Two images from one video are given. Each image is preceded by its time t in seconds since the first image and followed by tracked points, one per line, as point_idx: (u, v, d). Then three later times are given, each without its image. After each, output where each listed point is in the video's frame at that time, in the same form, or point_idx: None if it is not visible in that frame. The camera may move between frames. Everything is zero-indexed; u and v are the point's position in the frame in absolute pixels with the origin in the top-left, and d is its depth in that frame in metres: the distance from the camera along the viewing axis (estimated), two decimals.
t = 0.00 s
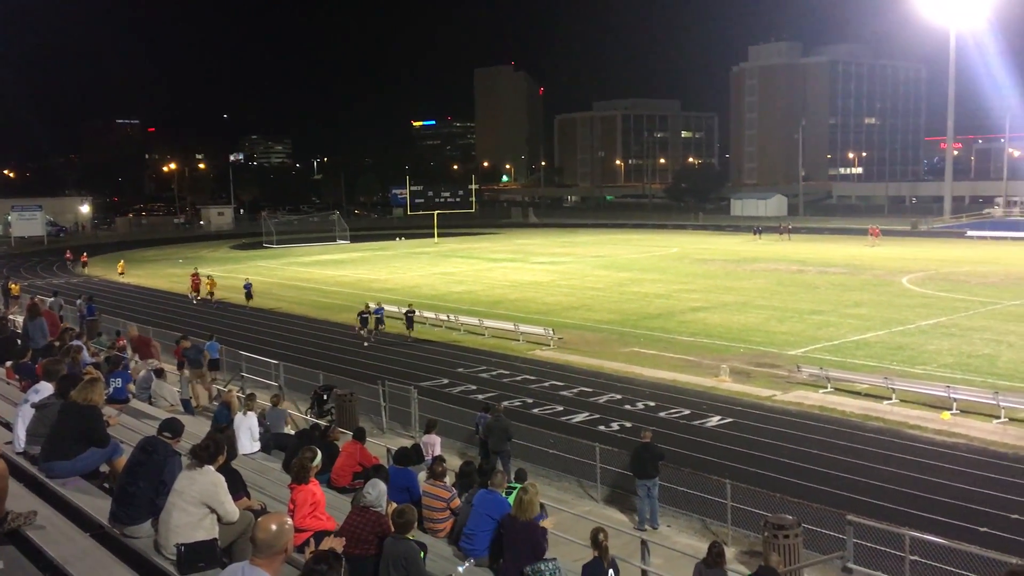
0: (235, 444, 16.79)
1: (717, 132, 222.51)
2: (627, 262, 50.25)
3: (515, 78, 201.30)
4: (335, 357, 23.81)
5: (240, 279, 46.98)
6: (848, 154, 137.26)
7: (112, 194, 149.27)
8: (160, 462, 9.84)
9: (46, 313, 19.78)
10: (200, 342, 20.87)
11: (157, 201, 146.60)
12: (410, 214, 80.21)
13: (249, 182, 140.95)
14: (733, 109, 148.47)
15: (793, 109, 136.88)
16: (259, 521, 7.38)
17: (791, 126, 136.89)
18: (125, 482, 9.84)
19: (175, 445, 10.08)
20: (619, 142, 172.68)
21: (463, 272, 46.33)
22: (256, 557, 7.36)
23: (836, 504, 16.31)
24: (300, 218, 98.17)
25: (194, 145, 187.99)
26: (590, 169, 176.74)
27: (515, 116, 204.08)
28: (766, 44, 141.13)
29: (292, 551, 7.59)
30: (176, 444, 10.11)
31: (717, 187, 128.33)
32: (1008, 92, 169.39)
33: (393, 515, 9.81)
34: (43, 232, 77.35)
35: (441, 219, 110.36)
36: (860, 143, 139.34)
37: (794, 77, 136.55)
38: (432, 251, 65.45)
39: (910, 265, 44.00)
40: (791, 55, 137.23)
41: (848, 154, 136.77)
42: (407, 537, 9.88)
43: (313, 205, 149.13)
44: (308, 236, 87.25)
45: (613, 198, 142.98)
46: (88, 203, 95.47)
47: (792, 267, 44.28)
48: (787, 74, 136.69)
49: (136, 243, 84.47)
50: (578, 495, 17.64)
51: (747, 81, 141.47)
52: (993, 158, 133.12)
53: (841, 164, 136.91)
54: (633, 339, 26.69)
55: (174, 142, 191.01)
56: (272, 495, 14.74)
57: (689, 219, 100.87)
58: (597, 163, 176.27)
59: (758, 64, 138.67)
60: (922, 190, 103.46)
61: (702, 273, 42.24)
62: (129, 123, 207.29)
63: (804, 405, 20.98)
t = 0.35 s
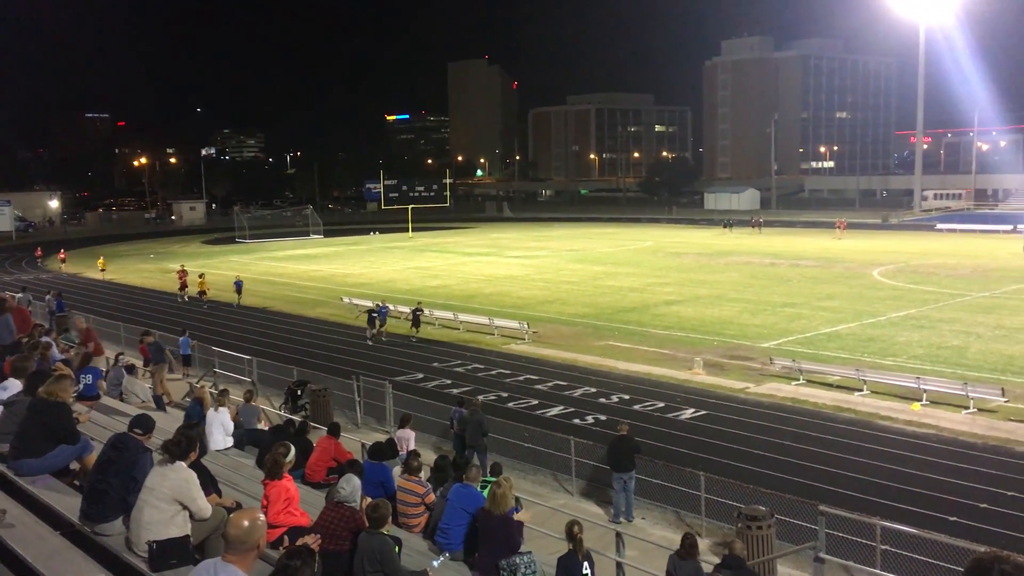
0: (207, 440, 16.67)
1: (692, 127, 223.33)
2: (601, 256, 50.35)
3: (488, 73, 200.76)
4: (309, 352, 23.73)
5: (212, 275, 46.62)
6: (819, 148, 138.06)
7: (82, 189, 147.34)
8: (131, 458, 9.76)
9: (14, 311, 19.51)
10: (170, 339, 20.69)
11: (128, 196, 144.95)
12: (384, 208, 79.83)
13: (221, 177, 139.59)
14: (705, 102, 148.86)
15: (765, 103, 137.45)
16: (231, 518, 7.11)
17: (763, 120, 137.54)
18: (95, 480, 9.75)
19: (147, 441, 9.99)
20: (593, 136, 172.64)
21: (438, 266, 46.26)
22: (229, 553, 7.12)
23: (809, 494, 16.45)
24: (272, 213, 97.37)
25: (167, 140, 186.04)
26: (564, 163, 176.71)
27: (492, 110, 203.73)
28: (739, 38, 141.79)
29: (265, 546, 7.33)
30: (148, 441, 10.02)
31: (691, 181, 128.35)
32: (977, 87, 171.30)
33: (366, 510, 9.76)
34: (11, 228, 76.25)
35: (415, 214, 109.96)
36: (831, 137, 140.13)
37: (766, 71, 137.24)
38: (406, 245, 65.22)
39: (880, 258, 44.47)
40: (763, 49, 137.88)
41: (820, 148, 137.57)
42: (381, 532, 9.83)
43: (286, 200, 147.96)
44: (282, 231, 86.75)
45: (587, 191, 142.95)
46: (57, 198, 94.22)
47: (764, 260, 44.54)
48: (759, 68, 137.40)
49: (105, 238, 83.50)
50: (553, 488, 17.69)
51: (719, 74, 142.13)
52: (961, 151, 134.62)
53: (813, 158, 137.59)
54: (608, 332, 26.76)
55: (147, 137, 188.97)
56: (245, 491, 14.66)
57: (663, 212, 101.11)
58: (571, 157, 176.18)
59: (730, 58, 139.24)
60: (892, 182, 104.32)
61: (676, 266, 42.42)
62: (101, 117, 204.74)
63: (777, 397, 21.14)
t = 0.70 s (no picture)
0: (170, 439, 16.44)
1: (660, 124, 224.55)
2: (568, 252, 50.50)
3: (457, 70, 200.17)
4: (275, 350, 23.60)
5: (175, 273, 46.09)
6: (783, 145, 138.84)
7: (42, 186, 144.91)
8: (93, 458, 9.64)
9: None
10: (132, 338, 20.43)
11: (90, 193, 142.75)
12: (351, 205, 79.45)
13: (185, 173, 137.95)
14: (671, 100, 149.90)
15: (730, 101, 138.66)
16: (194, 517, 6.90)
17: (728, 118, 138.76)
18: (56, 480, 9.63)
19: (109, 441, 9.84)
20: (560, 132, 172.35)
21: (405, 263, 46.10)
22: (192, 554, 6.90)
23: (773, 488, 16.66)
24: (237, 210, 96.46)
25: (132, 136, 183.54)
26: (531, 160, 176.87)
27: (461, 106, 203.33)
28: (704, 36, 142.98)
29: (230, 545, 7.13)
30: (110, 440, 9.87)
31: (658, 178, 128.96)
32: (938, 85, 174.03)
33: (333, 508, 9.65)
34: None
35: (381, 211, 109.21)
36: (795, 134, 141.58)
37: (730, 68, 138.56)
38: (373, 242, 64.98)
39: (843, 253, 44.97)
40: (728, 47, 139.18)
41: (784, 145, 138.34)
42: (348, 529, 9.74)
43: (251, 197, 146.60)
44: (247, 227, 86.04)
45: (554, 188, 143.16)
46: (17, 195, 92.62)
47: (729, 256, 44.89)
48: (723, 66, 138.79)
49: (65, 236, 82.27)
50: (521, 484, 17.73)
51: (685, 72, 143.19)
52: (922, 148, 136.28)
53: (777, 155, 138.70)
54: (575, 328, 26.86)
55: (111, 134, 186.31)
56: (209, 490, 14.50)
57: (630, 209, 101.36)
58: (538, 154, 175.83)
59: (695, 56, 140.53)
60: (854, 179, 105.15)
61: (643, 262, 42.61)
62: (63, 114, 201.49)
63: (744, 392, 21.32)
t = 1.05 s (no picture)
0: (125, 442, 16.18)
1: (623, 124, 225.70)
2: (528, 250, 50.60)
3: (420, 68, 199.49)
4: (233, 350, 23.35)
5: (130, 272, 45.39)
6: (741, 143, 139.83)
7: None
8: (43, 462, 9.39)
9: None
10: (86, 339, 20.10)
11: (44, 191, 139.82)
12: (310, 203, 78.74)
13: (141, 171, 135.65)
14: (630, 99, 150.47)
15: (688, 100, 139.44)
16: (146, 520, 6.69)
17: (686, 117, 139.49)
18: (6, 484, 9.39)
19: (60, 443, 9.61)
20: (521, 131, 172.23)
21: (366, 262, 45.84)
22: (143, 557, 6.70)
23: (733, 483, 16.83)
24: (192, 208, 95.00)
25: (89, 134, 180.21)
26: (492, 159, 176.51)
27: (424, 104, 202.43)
28: (662, 35, 143.72)
29: (184, 548, 6.92)
30: (62, 444, 9.63)
31: (617, 176, 129.25)
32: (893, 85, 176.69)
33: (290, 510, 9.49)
34: None
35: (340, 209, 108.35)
36: (752, 133, 142.81)
37: (688, 67, 139.45)
38: (333, 241, 64.52)
39: (798, 251, 45.59)
40: (686, 47, 140.05)
41: (742, 143, 139.33)
42: (305, 530, 9.58)
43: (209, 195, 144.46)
44: (206, 226, 84.94)
45: (515, 186, 142.90)
46: None
47: (688, 254, 45.27)
48: (682, 65, 139.54)
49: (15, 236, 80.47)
50: (482, 483, 17.75)
51: (644, 71, 143.80)
52: (876, 147, 138.50)
53: (735, 153, 139.67)
54: (537, 326, 26.90)
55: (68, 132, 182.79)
56: (165, 493, 14.30)
57: (590, 208, 101.73)
58: (500, 153, 175.51)
59: (654, 55, 141.05)
60: (811, 177, 106.31)
61: (603, 261, 42.81)
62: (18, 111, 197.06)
63: (703, 388, 21.52)
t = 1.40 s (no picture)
0: (75, 445, 15.81)
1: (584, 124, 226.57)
2: (486, 250, 50.61)
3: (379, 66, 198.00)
4: (187, 351, 23.06)
5: (80, 273, 44.57)
6: (698, 143, 140.78)
7: None
8: None
9: None
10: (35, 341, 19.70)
11: None
12: (267, 203, 77.86)
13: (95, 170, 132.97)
14: (588, 99, 150.90)
15: (645, 100, 140.17)
16: (95, 524, 6.40)
17: (643, 117, 140.21)
18: None
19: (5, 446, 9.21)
20: (478, 131, 171.77)
21: (323, 262, 45.50)
22: (92, 564, 6.43)
23: (690, 480, 16.96)
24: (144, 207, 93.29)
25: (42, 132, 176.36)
26: (450, 158, 175.80)
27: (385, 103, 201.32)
28: (619, 35, 144.35)
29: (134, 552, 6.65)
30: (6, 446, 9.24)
31: (575, 175, 129.45)
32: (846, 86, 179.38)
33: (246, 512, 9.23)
34: None
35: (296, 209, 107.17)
36: (709, 133, 144.07)
37: (646, 68, 140.13)
38: (290, 241, 63.94)
39: (752, 250, 46.15)
40: (642, 47, 140.72)
41: (698, 143, 140.22)
42: (262, 533, 9.33)
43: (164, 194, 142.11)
44: (160, 225, 83.64)
45: (473, 185, 142.53)
46: None
47: (645, 253, 45.58)
48: (639, 65, 140.20)
49: None
50: (440, 483, 17.73)
51: (602, 70, 144.27)
52: (828, 148, 140.39)
53: (692, 153, 140.75)
54: (496, 326, 26.88)
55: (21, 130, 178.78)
56: (116, 497, 13.96)
57: (548, 207, 101.86)
58: (458, 152, 174.91)
59: (611, 55, 141.61)
60: (766, 177, 107.36)
61: (561, 260, 42.93)
62: None
63: (660, 386, 21.67)
